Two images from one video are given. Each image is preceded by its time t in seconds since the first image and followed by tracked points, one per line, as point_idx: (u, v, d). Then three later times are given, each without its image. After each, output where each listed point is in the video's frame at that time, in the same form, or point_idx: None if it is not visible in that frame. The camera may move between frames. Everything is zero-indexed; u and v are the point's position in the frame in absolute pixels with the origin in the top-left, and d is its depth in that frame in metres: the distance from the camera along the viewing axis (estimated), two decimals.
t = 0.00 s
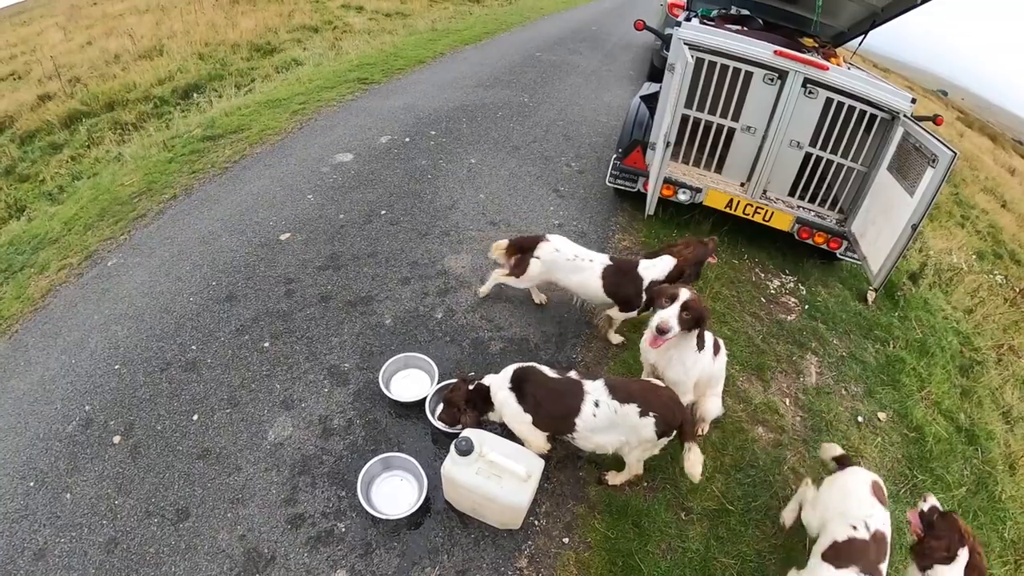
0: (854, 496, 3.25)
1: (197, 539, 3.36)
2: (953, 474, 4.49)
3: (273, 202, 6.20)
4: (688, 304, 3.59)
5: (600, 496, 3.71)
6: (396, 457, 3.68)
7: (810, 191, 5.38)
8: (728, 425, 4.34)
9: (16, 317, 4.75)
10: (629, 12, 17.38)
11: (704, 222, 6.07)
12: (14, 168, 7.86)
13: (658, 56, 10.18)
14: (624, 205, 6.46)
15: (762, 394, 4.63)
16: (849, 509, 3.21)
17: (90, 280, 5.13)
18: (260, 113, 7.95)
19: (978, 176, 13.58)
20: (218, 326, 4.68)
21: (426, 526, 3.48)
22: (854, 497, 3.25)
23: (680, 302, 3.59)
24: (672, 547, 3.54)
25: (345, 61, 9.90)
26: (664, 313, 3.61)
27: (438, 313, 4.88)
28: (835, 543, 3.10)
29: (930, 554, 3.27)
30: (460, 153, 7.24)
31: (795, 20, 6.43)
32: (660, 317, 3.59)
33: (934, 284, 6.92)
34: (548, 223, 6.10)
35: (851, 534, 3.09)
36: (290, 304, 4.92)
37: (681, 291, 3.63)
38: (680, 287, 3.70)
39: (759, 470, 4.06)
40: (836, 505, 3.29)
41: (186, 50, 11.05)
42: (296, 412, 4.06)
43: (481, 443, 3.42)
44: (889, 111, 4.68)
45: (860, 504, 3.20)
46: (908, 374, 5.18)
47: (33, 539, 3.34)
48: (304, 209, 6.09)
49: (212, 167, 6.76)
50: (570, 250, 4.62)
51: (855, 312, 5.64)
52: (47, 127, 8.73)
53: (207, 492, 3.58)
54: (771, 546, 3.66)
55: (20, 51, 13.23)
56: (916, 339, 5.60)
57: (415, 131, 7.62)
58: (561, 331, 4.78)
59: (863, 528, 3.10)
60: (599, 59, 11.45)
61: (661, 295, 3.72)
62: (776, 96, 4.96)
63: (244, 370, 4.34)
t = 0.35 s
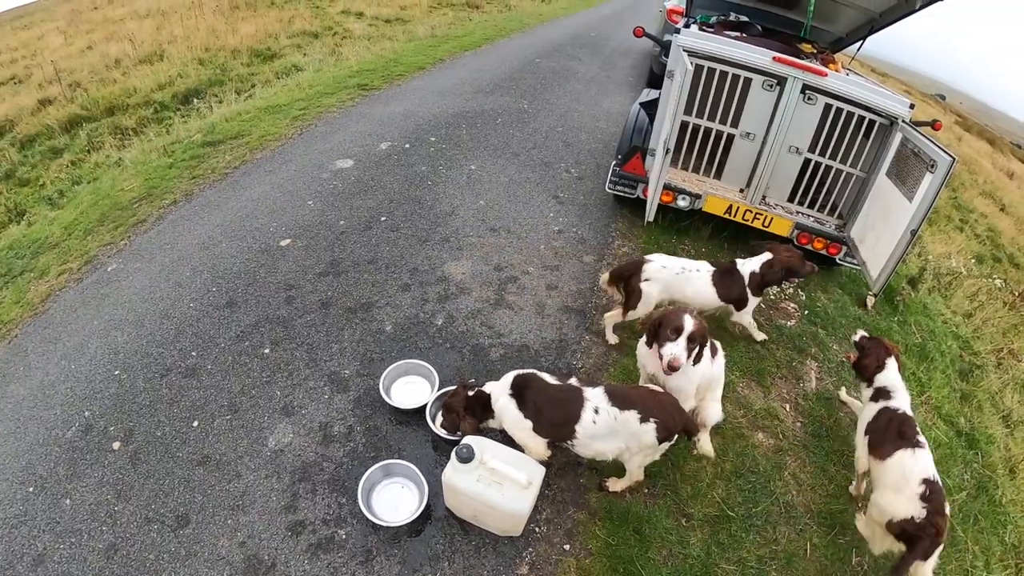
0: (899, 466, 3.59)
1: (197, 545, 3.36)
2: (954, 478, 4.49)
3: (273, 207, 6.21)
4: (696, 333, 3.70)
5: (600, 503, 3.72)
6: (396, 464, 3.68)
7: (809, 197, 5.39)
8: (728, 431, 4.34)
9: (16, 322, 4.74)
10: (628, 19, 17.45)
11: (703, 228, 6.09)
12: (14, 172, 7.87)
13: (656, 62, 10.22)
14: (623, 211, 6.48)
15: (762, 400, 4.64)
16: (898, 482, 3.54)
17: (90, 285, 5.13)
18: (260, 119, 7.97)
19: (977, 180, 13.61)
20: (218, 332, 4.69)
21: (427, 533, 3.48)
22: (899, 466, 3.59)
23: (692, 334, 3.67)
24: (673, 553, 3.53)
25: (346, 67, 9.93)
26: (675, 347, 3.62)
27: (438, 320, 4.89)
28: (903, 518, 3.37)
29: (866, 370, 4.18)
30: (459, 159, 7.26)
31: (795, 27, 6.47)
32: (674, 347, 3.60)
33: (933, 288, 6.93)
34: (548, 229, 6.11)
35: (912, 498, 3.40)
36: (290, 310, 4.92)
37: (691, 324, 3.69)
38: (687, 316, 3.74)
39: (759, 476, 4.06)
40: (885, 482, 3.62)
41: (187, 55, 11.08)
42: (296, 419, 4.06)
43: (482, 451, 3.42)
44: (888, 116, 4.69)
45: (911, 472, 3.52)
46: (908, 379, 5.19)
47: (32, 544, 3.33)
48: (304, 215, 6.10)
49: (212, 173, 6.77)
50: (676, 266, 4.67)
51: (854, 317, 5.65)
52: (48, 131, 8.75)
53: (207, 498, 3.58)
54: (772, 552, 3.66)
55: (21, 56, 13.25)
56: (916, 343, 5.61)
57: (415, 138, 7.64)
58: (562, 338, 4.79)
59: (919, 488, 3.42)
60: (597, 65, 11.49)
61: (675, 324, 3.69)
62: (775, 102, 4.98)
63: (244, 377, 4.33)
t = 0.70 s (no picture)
0: (839, 339, 4.27)
1: (184, 564, 3.30)
2: (940, 472, 4.54)
3: (254, 219, 6.17)
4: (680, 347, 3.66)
5: (588, 509, 3.72)
6: (382, 477, 3.65)
7: (788, 199, 5.46)
8: (713, 433, 4.37)
9: None
10: (607, 26, 17.60)
11: (683, 232, 6.14)
12: None
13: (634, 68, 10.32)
14: (604, 216, 6.51)
15: (747, 401, 4.67)
16: (847, 354, 4.23)
17: (70, 301, 5.05)
18: (239, 130, 7.92)
19: (954, 177, 13.86)
20: (200, 347, 4.63)
21: (415, 545, 3.45)
22: (844, 343, 4.24)
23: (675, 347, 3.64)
24: (662, 557, 3.53)
25: (325, 77, 9.90)
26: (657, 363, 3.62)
27: (421, 330, 4.87)
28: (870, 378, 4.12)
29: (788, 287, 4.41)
30: (441, 168, 7.25)
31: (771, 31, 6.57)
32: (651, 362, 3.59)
33: (913, 285, 7.03)
34: (530, 236, 6.13)
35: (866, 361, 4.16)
36: (272, 323, 4.88)
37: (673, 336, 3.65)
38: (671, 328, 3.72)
39: (746, 477, 4.08)
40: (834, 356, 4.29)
41: (166, 66, 10.98)
42: (280, 433, 4.02)
43: (468, 461, 3.41)
44: (864, 118, 4.76)
45: (849, 341, 4.24)
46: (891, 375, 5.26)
47: (14, 566, 3.26)
48: (286, 227, 6.06)
49: (192, 186, 6.71)
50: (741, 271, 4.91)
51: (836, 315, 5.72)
52: (25, 144, 8.61)
53: (192, 516, 3.53)
54: (761, 552, 3.67)
55: None
56: (897, 340, 5.68)
57: (396, 147, 7.63)
58: (546, 345, 4.79)
59: (867, 351, 4.16)
60: (576, 72, 11.57)
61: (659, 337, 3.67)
62: (753, 106, 5.04)
63: (227, 392, 4.28)
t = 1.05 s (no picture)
0: (789, 302, 4.61)
1: None
2: (928, 459, 4.58)
3: (235, 226, 6.10)
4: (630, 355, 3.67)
5: (578, 507, 3.72)
6: (371, 482, 3.63)
7: (770, 192, 5.49)
8: (701, 427, 4.38)
9: None
10: (586, 24, 17.61)
11: (666, 228, 6.16)
12: None
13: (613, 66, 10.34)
14: (588, 215, 6.52)
15: (734, 394, 4.70)
16: (799, 311, 4.62)
17: (52, 313, 4.97)
18: (219, 136, 7.83)
19: (934, 167, 14.02)
20: (183, 357, 4.58)
21: (406, 550, 3.42)
22: (794, 303, 4.60)
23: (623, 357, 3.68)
24: (654, 554, 3.53)
25: (304, 81, 9.82)
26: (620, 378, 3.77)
27: (406, 333, 4.84)
28: (827, 323, 4.54)
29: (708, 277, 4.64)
30: (423, 170, 7.22)
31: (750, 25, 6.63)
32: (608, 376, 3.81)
33: (896, 274, 7.11)
34: (514, 236, 6.12)
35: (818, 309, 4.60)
36: (255, 331, 4.83)
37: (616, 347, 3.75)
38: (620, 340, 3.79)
39: (734, 471, 4.10)
40: (790, 316, 4.63)
41: (144, 73, 10.85)
42: (267, 442, 3.98)
43: (455, 465, 3.39)
44: (843, 110, 4.81)
45: (797, 301, 4.60)
46: (876, 364, 5.30)
47: None
48: (268, 233, 6.00)
49: (172, 194, 6.63)
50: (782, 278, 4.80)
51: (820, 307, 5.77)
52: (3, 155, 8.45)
53: (181, 527, 3.48)
54: (753, 545, 3.69)
55: None
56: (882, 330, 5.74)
57: (377, 150, 7.58)
58: (531, 344, 4.79)
59: (816, 301, 4.59)
60: (556, 70, 11.58)
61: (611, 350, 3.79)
62: (732, 101, 5.06)
63: (211, 401, 4.23)
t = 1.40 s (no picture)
0: (707, 289, 4.75)
1: None
2: (936, 469, 4.55)
3: (245, 230, 6.14)
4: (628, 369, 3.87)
5: (584, 514, 3.71)
6: (378, 487, 3.63)
7: (778, 200, 5.48)
8: (708, 435, 4.37)
9: None
10: (595, 31, 17.68)
11: (675, 235, 6.16)
12: None
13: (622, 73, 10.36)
14: (596, 222, 6.53)
15: (741, 402, 4.69)
16: (718, 293, 4.76)
17: (62, 314, 5.02)
18: (229, 140, 7.90)
19: (943, 175, 13.96)
20: (192, 360, 4.61)
21: (412, 555, 3.42)
22: (710, 288, 4.74)
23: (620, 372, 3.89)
24: (660, 562, 3.52)
25: (314, 86, 9.90)
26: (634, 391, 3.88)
27: (414, 338, 4.86)
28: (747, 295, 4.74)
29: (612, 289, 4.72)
30: (431, 176, 7.25)
31: (758, 33, 6.63)
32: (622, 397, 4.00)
33: (905, 283, 7.08)
34: (521, 242, 6.13)
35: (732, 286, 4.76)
36: (264, 335, 4.85)
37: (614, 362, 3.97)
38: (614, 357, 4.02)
39: (742, 479, 4.09)
40: (710, 301, 4.77)
41: (155, 77, 10.96)
42: (274, 445, 3.99)
43: (463, 470, 3.40)
44: (852, 118, 4.80)
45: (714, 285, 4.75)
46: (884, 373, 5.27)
47: None
48: (277, 237, 6.04)
49: (182, 197, 6.68)
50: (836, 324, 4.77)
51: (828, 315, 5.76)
52: (14, 156, 8.55)
53: (187, 529, 3.50)
54: (760, 554, 3.68)
55: None
56: (890, 338, 5.71)
57: (386, 155, 7.62)
58: (538, 351, 4.80)
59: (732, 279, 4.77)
60: (565, 77, 11.62)
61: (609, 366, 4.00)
62: (741, 108, 5.07)
63: (220, 404, 4.26)
